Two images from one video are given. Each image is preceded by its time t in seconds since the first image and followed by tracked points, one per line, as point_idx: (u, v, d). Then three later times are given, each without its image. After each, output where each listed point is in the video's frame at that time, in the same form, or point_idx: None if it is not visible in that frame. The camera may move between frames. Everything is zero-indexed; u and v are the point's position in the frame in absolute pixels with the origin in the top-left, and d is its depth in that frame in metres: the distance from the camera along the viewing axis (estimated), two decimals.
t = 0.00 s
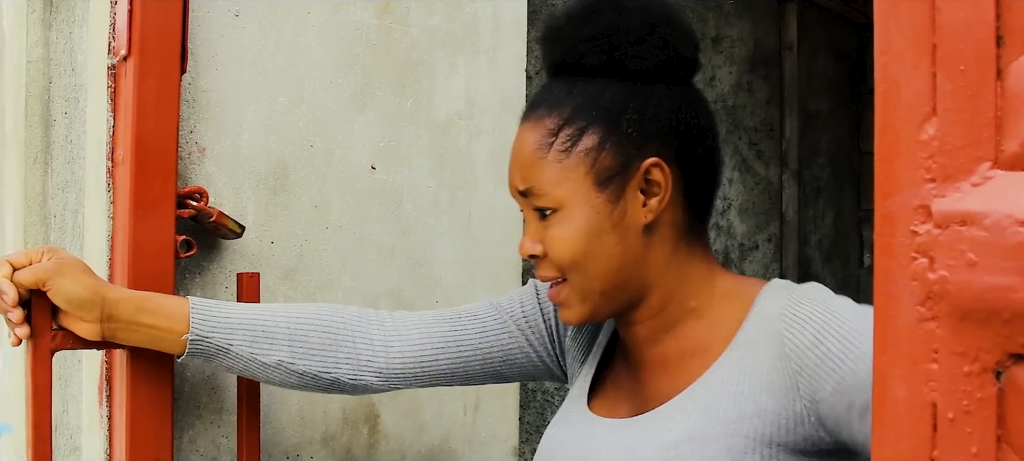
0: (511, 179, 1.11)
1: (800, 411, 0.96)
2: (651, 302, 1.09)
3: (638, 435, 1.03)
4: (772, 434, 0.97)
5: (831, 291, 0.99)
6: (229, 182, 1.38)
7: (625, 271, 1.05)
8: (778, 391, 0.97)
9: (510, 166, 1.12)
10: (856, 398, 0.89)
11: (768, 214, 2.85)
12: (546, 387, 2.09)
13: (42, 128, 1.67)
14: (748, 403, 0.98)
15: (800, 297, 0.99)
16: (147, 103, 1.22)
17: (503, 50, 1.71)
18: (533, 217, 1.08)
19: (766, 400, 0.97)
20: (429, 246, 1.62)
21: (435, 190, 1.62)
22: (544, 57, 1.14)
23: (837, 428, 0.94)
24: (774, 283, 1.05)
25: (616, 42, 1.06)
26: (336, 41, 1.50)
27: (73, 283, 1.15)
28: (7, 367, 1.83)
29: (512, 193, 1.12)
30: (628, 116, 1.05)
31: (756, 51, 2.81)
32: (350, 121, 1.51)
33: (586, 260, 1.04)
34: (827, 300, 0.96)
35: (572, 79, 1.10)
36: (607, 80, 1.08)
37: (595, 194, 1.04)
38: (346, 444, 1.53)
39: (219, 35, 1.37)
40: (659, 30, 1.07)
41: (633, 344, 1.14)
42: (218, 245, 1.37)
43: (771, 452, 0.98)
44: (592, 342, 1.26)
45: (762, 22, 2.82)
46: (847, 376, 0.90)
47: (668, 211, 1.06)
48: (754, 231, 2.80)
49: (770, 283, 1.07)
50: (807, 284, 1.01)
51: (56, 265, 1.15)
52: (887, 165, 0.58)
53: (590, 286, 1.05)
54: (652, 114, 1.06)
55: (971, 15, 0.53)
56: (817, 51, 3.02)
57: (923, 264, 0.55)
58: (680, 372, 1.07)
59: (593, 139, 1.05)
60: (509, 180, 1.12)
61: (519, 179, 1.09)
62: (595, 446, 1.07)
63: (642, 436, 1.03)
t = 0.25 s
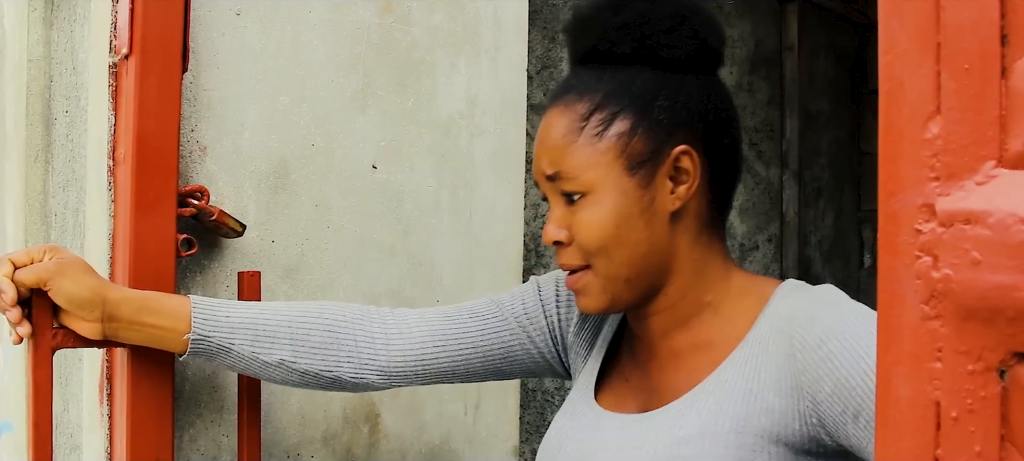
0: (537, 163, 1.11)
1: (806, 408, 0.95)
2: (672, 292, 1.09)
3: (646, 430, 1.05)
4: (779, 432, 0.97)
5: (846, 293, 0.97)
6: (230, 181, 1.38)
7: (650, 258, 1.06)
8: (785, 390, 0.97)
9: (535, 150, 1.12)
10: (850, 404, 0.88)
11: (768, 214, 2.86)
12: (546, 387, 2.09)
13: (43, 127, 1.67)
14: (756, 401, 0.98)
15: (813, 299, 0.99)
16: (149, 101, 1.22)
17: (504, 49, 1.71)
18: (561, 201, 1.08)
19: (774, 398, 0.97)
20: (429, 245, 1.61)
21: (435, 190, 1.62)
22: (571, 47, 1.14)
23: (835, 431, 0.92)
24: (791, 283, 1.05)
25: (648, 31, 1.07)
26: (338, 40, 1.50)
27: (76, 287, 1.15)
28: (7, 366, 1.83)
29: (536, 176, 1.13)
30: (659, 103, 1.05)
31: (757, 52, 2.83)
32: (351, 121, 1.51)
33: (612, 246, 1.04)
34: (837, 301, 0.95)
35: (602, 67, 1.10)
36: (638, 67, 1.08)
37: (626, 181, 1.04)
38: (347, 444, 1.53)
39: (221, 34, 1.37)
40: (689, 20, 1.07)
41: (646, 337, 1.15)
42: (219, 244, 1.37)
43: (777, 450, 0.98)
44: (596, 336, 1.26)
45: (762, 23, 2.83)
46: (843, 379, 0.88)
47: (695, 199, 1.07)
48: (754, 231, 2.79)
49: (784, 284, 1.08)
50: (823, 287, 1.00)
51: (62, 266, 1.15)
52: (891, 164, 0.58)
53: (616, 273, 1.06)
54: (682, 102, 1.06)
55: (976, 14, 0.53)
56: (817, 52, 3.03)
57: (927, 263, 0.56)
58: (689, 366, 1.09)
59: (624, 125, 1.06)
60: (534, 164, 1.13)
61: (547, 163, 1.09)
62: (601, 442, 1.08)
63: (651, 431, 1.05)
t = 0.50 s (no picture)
0: (548, 154, 1.12)
1: (818, 414, 0.98)
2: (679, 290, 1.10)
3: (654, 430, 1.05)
4: (788, 435, 0.99)
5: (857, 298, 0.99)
6: (231, 181, 1.38)
7: (656, 256, 1.06)
8: (796, 394, 0.98)
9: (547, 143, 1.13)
10: (867, 412, 0.90)
11: (768, 214, 2.86)
12: (546, 385, 2.09)
13: (43, 126, 1.67)
14: (766, 403, 0.99)
15: (824, 303, 1.00)
16: (150, 101, 1.22)
17: (506, 48, 1.71)
18: (568, 194, 1.09)
19: (784, 402, 0.99)
20: (430, 244, 1.61)
21: (436, 189, 1.62)
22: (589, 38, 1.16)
23: (847, 437, 0.95)
24: (799, 285, 1.07)
25: (666, 28, 1.08)
26: (339, 39, 1.50)
27: (74, 296, 1.14)
28: (8, 366, 1.83)
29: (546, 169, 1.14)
30: (673, 100, 1.07)
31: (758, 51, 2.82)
32: (352, 120, 1.51)
33: (618, 240, 1.04)
34: (851, 307, 0.97)
35: (618, 62, 1.12)
36: (655, 64, 1.09)
37: (634, 176, 1.05)
38: (347, 443, 1.53)
39: (222, 33, 1.37)
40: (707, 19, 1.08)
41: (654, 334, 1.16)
42: (220, 243, 1.37)
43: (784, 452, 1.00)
44: (604, 328, 1.27)
45: (763, 22, 2.84)
46: (860, 389, 0.91)
47: (703, 200, 1.07)
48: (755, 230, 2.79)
49: (793, 286, 1.09)
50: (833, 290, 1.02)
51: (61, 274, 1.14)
52: (894, 163, 0.58)
53: (620, 269, 1.05)
54: (695, 101, 1.07)
55: (978, 13, 0.54)
56: (818, 52, 3.03)
57: (929, 261, 0.56)
58: (701, 364, 1.09)
59: (635, 121, 1.07)
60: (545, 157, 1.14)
61: (557, 155, 1.10)
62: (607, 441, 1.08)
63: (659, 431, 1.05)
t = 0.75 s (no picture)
0: (553, 166, 1.12)
1: (825, 425, 0.98)
2: (686, 303, 1.10)
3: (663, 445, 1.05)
4: (796, 447, 0.99)
5: (862, 306, 0.99)
6: (231, 180, 1.39)
7: (664, 269, 1.06)
8: (803, 406, 0.99)
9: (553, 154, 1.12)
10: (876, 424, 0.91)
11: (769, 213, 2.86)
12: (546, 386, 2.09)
13: (44, 126, 1.67)
14: (773, 415, 1.00)
15: (828, 312, 1.00)
16: (150, 101, 1.22)
17: (506, 48, 1.71)
18: (575, 207, 1.09)
19: (792, 413, 0.99)
20: (430, 244, 1.61)
21: (437, 189, 1.62)
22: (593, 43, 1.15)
23: (856, 447, 0.96)
24: (804, 292, 1.07)
25: (674, 39, 1.07)
26: (339, 39, 1.50)
27: (76, 303, 1.14)
28: (8, 365, 1.83)
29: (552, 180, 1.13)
30: (682, 113, 1.06)
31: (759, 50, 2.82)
32: (352, 120, 1.51)
33: (626, 256, 1.04)
34: (856, 317, 0.97)
35: (624, 73, 1.11)
36: (661, 76, 1.09)
37: (642, 191, 1.05)
38: (347, 443, 1.53)
39: (222, 32, 1.37)
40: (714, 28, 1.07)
41: (661, 347, 1.16)
42: (220, 243, 1.37)
43: None
44: (613, 344, 1.26)
45: (764, 22, 2.83)
46: (868, 401, 0.91)
47: (710, 212, 1.07)
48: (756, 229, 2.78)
49: (801, 291, 1.08)
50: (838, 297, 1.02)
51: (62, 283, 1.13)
52: (893, 163, 0.58)
53: (628, 283, 1.06)
54: (704, 115, 1.07)
55: (978, 12, 0.53)
56: (819, 51, 3.02)
57: (929, 261, 0.55)
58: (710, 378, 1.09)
59: (642, 135, 1.06)
60: (551, 168, 1.13)
61: (563, 168, 1.09)
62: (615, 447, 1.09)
63: (669, 446, 1.05)
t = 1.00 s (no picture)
0: (538, 170, 1.11)
1: (813, 425, 0.98)
2: (673, 307, 1.09)
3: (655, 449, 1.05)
4: (785, 448, 0.99)
5: (850, 306, 0.99)
6: (227, 183, 1.38)
7: (649, 273, 1.06)
8: (791, 406, 0.98)
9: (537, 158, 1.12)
10: (860, 423, 0.90)
11: (768, 214, 2.86)
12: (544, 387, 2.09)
13: (40, 128, 1.67)
14: (762, 416, 0.99)
15: (815, 312, 1.00)
16: (146, 103, 1.22)
17: (503, 49, 1.71)
18: (560, 211, 1.08)
19: (780, 414, 0.99)
20: (427, 246, 1.61)
21: (434, 191, 1.62)
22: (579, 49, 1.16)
23: (843, 447, 0.95)
24: (792, 292, 1.06)
25: (659, 41, 1.08)
26: (335, 41, 1.49)
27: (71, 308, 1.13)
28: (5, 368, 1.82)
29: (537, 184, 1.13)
30: (665, 116, 1.06)
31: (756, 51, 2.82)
32: (350, 122, 1.51)
33: (611, 259, 1.04)
34: (842, 317, 0.97)
35: (609, 76, 1.11)
36: (645, 78, 1.09)
37: (627, 194, 1.04)
38: (344, 445, 1.53)
39: (218, 34, 1.37)
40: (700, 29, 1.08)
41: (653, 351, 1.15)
42: (216, 245, 1.37)
43: None
44: (605, 346, 1.26)
45: (761, 23, 2.83)
46: (852, 399, 0.91)
47: (696, 215, 1.07)
48: (753, 230, 2.78)
49: (790, 291, 1.08)
50: (827, 298, 1.02)
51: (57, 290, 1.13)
52: (889, 167, 0.57)
53: (613, 288, 1.05)
54: (688, 116, 1.07)
55: (974, 15, 0.53)
56: (816, 51, 3.02)
57: (924, 265, 0.55)
58: (700, 381, 1.09)
59: (627, 138, 1.06)
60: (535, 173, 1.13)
61: (548, 172, 1.09)
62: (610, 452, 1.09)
63: (659, 449, 1.05)
